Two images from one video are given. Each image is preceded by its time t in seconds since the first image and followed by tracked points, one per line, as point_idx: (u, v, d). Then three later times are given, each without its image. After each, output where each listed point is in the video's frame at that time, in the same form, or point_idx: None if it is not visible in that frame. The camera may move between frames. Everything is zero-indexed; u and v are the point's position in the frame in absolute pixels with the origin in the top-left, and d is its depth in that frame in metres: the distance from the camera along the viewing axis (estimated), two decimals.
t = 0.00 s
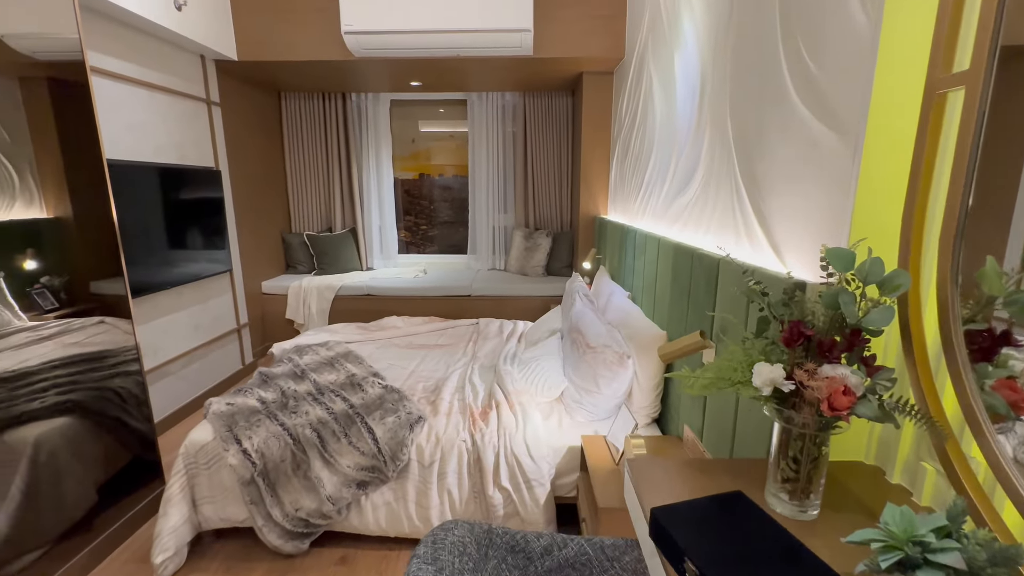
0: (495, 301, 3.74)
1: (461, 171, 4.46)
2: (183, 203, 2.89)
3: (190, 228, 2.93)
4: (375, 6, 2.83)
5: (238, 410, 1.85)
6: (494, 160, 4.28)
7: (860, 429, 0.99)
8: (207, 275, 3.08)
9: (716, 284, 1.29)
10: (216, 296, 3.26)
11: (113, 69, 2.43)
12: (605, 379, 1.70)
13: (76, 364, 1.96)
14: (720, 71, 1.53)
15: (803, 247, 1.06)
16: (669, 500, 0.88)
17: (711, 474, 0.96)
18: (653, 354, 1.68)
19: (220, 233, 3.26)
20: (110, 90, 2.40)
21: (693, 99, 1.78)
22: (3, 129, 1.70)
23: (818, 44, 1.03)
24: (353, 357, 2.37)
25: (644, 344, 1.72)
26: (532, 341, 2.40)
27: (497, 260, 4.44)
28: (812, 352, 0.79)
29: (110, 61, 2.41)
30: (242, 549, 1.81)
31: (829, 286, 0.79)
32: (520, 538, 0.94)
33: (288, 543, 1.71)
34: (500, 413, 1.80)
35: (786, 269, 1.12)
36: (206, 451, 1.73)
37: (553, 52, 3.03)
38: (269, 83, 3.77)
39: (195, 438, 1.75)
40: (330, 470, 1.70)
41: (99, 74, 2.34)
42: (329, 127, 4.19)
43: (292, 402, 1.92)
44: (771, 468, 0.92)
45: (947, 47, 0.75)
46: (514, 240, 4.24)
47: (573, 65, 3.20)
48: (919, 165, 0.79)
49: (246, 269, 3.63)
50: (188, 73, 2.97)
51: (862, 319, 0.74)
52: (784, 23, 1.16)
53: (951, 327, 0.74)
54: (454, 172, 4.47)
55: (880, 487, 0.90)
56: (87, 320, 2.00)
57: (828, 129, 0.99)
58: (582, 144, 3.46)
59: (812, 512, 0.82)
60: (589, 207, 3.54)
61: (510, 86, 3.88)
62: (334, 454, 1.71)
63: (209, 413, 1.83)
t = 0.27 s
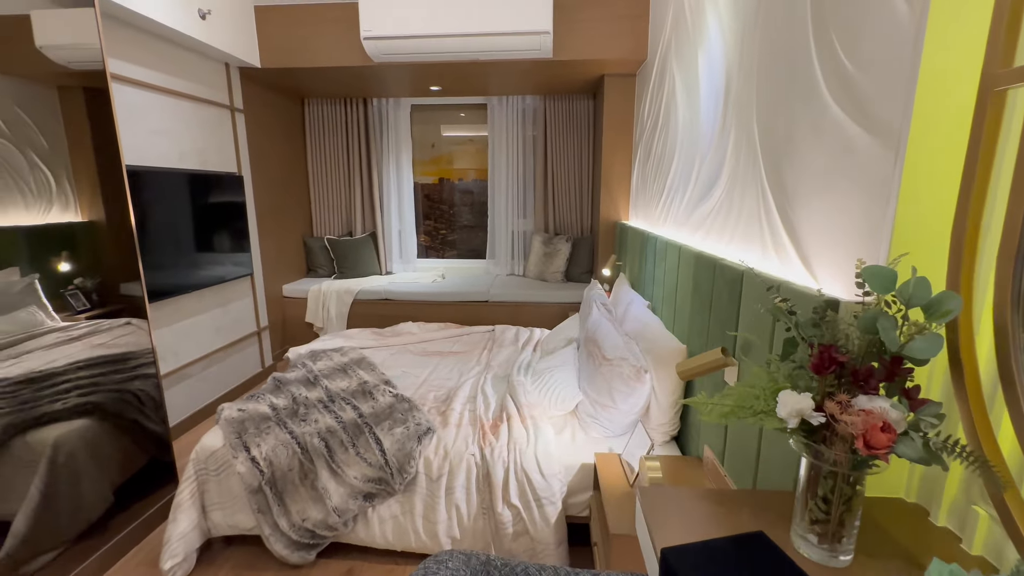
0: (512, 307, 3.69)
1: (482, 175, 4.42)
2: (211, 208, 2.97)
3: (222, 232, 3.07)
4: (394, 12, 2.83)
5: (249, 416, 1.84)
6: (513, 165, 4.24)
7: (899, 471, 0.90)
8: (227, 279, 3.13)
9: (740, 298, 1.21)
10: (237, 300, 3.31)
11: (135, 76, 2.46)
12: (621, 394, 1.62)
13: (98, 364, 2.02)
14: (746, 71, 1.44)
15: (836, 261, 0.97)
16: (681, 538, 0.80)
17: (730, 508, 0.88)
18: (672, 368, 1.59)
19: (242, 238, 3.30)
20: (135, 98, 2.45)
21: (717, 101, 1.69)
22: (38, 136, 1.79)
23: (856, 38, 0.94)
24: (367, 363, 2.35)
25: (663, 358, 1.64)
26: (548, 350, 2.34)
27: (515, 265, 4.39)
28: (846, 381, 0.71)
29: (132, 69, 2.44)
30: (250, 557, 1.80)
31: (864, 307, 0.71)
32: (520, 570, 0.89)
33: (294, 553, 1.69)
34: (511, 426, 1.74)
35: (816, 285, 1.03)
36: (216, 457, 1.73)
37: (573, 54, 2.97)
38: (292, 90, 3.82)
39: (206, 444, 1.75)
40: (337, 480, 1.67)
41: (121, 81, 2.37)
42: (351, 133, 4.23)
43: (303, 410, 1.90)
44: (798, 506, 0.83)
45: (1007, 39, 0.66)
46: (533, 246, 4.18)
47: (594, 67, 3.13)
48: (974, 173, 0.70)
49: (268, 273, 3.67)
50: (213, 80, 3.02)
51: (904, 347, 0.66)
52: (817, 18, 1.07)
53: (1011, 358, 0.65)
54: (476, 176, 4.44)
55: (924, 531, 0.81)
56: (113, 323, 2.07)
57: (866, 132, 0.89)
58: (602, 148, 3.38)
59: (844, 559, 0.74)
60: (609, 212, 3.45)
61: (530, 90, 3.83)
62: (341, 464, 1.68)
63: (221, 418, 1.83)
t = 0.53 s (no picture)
0: (530, 313, 3.64)
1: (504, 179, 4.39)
2: (235, 211, 3.03)
3: (246, 235, 3.13)
4: (414, 16, 2.83)
5: (261, 420, 1.83)
6: (533, 168, 4.19)
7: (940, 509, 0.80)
8: (248, 281, 3.17)
9: (764, 310, 1.13)
10: (258, 302, 3.36)
11: (159, 83, 2.51)
12: (637, 407, 1.55)
13: (122, 364, 2.08)
14: (773, 69, 1.36)
15: (871, 273, 0.89)
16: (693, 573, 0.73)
17: (749, 540, 0.81)
18: (691, 381, 1.52)
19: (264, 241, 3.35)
20: (161, 105, 2.51)
21: (741, 101, 1.61)
22: (77, 142, 1.96)
23: (894, 30, 0.86)
24: (380, 368, 2.33)
25: (682, 370, 1.56)
26: (564, 358, 2.28)
27: (534, 270, 4.34)
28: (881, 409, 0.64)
29: (156, 75, 2.49)
30: (259, 561, 1.80)
31: (900, 327, 0.64)
32: None
33: (302, 560, 1.67)
34: (522, 437, 1.69)
35: (848, 298, 0.96)
36: (228, 460, 1.73)
37: (594, 56, 2.91)
38: (315, 95, 3.88)
39: (219, 447, 1.76)
40: (345, 488, 1.65)
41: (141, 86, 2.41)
42: (372, 137, 4.26)
43: (314, 415, 1.89)
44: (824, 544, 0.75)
45: None
46: (552, 250, 4.13)
47: (615, 69, 3.06)
48: None
49: (289, 276, 3.72)
50: (237, 86, 3.08)
51: (948, 373, 0.58)
52: (851, 9, 1.00)
53: None
54: (499, 181, 4.41)
55: None
56: (141, 323, 2.17)
57: (905, 132, 0.82)
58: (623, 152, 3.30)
59: None
60: (630, 216, 3.37)
61: (550, 93, 3.79)
62: (350, 471, 1.66)
63: (234, 421, 1.83)
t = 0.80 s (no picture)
0: (546, 318, 3.58)
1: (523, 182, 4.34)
2: (253, 214, 3.06)
3: (264, 238, 3.16)
4: (432, 19, 2.81)
5: (272, 424, 1.82)
6: (552, 172, 4.14)
7: (996, 554, 0.72)
8: (266, 284, 3.20)
9: (791, 321, 1.05)
10: (276, 304, 3.38)
11: (180, 88, 2.54)
12: (654, 420, 1.47)
13: (140, 365, 2.10)
14: (802, 64, 1.28)
15: (913, 284, 0.81)
16: None
17: None
18: (712, 395, 1.43)
19: (282, 244, 3.38)
20: (182, 110, 2.55)
21: (767, 99, 1.53)
22: (105, 147, 2.07)
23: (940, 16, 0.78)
24: (392, 373, 2.30)
25: (702, 382, 1.48)
26: (579, 366, 2.21)
27: (552, 275, 4.27)
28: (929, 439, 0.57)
29: (178, 81, 2.53)
30: (266, 568, 1.78)
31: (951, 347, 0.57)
32: None
33: (307, 569, 1.64)
34: (533, 448, 1.63)
35: (886, 311, 0.87)
36: (236, 465, 1.72)
37: (613, 56, 2.84)
38: (335, 100, 3.90)
39: (228, 451, 1.75)
40: (352, 497, 1.61)
41: (162, 92, 2.44)
42: (391, 141, 4.27)
43: (324, 420, 1.87)
44: None
45: None
46: (570, 255, 4.06)
47: (635, 69, 2.99)
48: None
49: (307, 279, 3.74)
50: (258, 91, 3.12)
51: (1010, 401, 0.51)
52: None
53: None
54: (518, 184, 4.37)
55: None
56: (163, 325, 2.20)
57: (952, 127, 0.74)
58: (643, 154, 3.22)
59: None
60: (650, 221, 3.28)
61: (569, 95, 3.73)
62: (357, 480, 1.63)
63: (245, 425, 1.82)
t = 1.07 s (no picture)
0: (558, 326, 3.49)
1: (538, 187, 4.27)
2: (264, 219, 3.04)
3: (274, 243, 3.14)
4: (443, 22, 2.77)
5: (272, 435, 1.76)
6: (565, 176, 4.06)
7: None
8: (275, 289, 3.18)
9: (823, 338, 0.95)
10: (286, 310, 3.36)
11: (191, 93, 2.54)
12: (669, 439, 1.38)
13: (145, 372, 2.09)
14: (832, 57, 1.19)
15: (967, 300, 0.71)
16: None
17: None
18: (732, 413, 1.33)
19: (292, 249, 3.36)
20: (193, 114, 2.54)
21: (793, 97, 1.43)
22: (123, 153, 2.05)
23: None
24: (398, 382, 2.24)
25: (721, 399, 1.38)
26: (591, 377, 2.12)
27: (565, 281, 4.18)
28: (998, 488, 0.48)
29: (189, 86, 2.53)
30: None
31: None
32: None
33: None
34: (540, 466, 1.55)
35: (934, 329, 0.78)
36: (235, 477, 1.67)
37: (628, 57, 2.76)
38: (347, 104, 3.89)
39: (227, 462, 1.70)
40: (351, 513, 1.54)
41: (172, 97, 2.43)
42: (403, 146, 4.25)
43: (325, 431, 1.81)
44: None
45: None
46: (584, 261, 3.97)
47: (651, 71, 2.90)
48: None
49: (317, 284, 3.71)
50: (269, 96, 3.11)
51: None
52: None
53: None
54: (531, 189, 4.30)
55: None
56: (173, 330, 2.19)
57: (1015, 120, 0.64)
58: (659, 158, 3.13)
59: None
60: (666, 226, 3.18)
61: (583, 98, 3.66)
62: (356, 496, 1.56)
63: (245, 435, 1.77)
